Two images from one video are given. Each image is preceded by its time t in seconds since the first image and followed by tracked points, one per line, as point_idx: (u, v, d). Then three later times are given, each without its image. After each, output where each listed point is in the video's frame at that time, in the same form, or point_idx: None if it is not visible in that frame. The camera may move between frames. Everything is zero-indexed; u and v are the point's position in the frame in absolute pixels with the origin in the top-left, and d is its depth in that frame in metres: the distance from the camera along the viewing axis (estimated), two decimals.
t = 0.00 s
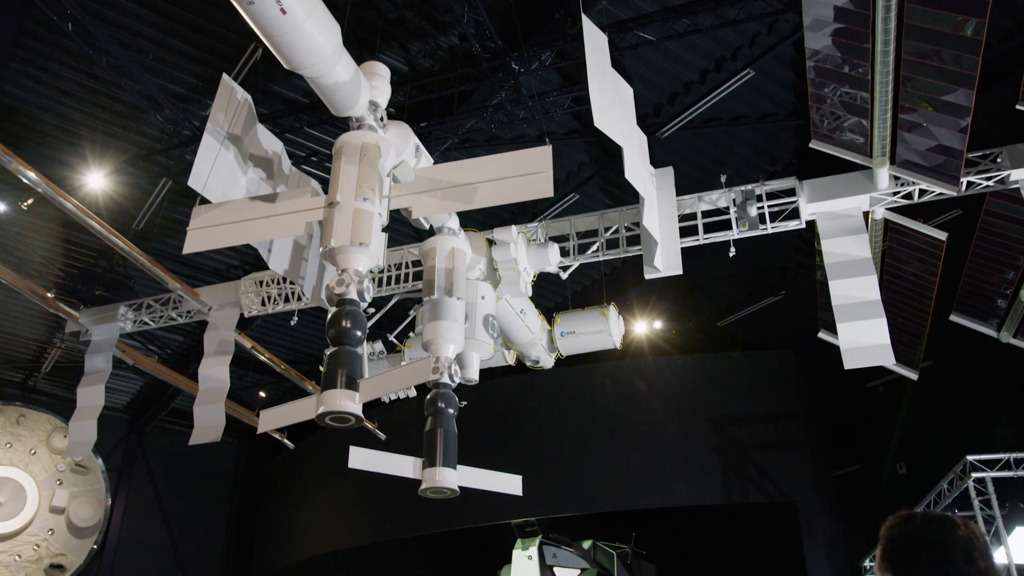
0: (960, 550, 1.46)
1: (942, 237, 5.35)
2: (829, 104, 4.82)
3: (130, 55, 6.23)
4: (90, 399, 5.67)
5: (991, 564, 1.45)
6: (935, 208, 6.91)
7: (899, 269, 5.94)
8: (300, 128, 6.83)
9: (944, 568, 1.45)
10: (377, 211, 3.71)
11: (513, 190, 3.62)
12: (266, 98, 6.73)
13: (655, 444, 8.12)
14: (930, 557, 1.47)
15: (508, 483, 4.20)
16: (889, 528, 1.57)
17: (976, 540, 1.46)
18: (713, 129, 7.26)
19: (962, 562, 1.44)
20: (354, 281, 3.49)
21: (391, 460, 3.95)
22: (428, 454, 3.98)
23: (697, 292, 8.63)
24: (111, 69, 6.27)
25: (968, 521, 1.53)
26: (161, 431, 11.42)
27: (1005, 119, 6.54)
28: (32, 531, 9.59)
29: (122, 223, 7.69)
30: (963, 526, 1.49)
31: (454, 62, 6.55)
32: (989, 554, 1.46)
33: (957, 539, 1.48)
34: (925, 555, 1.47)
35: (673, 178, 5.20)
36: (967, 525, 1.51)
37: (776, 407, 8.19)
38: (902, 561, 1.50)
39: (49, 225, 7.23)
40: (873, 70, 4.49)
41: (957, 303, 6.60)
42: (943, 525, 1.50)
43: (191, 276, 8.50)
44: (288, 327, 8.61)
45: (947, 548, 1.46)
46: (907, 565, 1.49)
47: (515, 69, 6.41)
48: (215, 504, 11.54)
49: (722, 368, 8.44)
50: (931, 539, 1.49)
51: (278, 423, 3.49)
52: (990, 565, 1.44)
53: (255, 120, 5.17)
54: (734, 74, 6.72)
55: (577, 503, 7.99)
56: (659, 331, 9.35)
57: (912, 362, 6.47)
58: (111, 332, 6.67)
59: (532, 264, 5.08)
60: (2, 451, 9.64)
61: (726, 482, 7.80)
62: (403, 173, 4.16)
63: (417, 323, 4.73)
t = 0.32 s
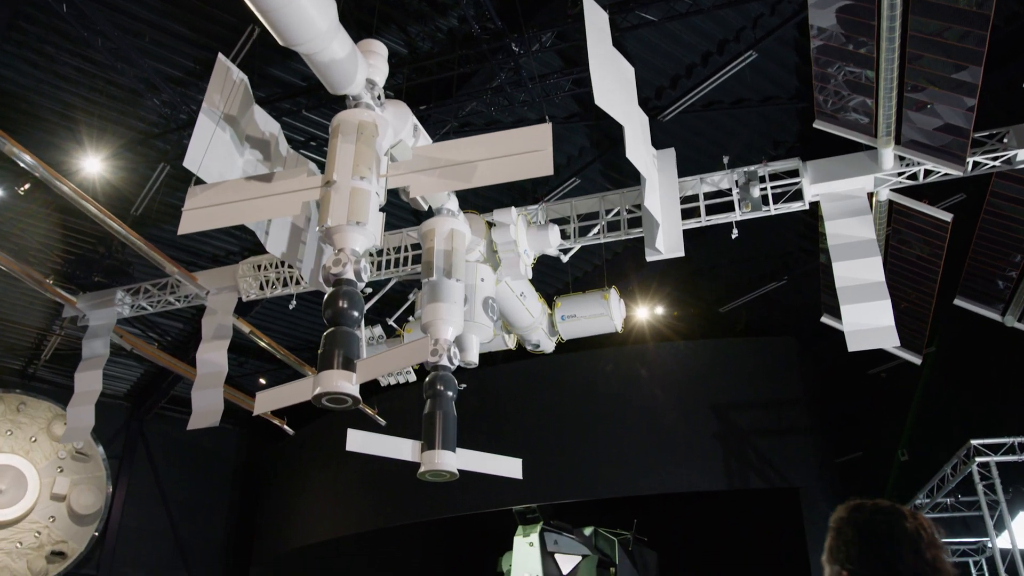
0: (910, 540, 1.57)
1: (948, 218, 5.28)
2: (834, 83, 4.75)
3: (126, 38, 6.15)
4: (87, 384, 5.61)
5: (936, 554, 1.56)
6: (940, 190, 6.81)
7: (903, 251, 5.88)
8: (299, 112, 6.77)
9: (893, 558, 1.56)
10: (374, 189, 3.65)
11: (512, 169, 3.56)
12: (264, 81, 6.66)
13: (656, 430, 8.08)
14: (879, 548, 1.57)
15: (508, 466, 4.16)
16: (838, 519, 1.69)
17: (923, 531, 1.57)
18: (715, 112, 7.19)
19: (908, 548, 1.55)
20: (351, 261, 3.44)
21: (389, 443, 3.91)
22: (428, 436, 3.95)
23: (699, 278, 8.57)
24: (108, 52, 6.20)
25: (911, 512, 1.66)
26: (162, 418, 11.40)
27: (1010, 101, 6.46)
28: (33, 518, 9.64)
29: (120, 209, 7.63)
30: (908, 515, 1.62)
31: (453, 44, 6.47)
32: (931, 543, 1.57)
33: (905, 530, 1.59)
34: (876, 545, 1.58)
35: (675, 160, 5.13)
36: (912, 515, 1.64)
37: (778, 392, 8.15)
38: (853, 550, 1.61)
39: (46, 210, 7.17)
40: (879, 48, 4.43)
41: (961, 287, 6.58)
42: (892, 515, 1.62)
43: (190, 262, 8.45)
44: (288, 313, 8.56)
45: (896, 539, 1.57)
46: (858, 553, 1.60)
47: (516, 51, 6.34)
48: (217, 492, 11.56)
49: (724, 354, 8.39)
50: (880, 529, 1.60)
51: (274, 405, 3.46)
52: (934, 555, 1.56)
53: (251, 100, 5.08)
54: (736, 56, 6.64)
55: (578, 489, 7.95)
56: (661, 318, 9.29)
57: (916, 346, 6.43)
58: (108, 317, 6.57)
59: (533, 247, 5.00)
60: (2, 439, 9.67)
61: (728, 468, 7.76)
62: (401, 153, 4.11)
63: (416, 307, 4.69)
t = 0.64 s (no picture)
0: (847, 527, 1.51)
1: (953, 195, 5.21)
2: (838, 59, 4.68)
3: (122, 17, 6.05)
4: (85, 365, 5.56)
5: (870, 541, 1.50)
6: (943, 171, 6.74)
7: (907, 230, 5.82)
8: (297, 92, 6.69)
9: (827, 547, 1.50)
10: (371, 164, 3.60)
11: (510, 143, 3.50)
12: (261, 61, 6.57)
13: (658, 412, 8.04)
14: (814, 535, 1.52)
15: (507, 446, 4.13)
16: (775, 507, 1.64)
17: (859, 517, 1.52)
18: (717, 92, 7.11)
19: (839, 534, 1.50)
20: (347, 237, 3.38)
21: (387, 421, 3.88)
22: (426, 414, 3.92)
23: (701, 260, 8.49)
24: (104, 31, 6.10)
25: (848, 498, 1.61)
26: (163, 402, 11.39)
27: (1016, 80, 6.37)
28: (34, 502, 9.61)
29: (117, 191, 7.56)
30: (844, 501, 1.56)
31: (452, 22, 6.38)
32: (868, 528, 1.52)
33: (840, 517, 1.54)
34: (811, 533, 1.52)
35: (677, 137, 5.06)
36: (849, 501, 1.59)
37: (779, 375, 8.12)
38: (789, 538, 1.55)
39: (41, 193, 7.08)
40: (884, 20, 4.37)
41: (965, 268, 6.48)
42: (828, 502, 1.56)
43: (189, 245, 8.39)
44: (288, 296, 8.51)
45: (831, 526, 1.52)
46: (791, 541, 1.55)
47: (515, 29, 6.26)
48: (218, 476, 11.57)
49: (726, 336, 8.35)
50: (815, 516, 1.54)
51: (270, 382, 3.40)
52: (870, 542, 1.50)
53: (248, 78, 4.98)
54: (738, 35, 6.56)
55: (579, 473, 7.93)
56: (663, 300, 9.24)
57: (920, 327, 6.38)
58: (106, 298, 6.49)
59: (532, 225, 4.94)
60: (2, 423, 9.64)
61: (728, 452, 7.72)
62: (398, 128, 4.04)
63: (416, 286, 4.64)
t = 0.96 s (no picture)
0: (773, 485, 1.59)
1: (963, 166, 5.13)
2: (847, 27, 4.59)
3: None
4: (84, 344, 5.52)
5: (794, 495, 1.59)
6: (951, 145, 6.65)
7: (916, 203, 5.74)
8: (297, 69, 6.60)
9: (753, 505, 1.58)
10: (370, 133, 3.53)
11: (512, 111, 3.43)
12: (260, 36, 6.47)
13: (663, 391, 7.99)
14: (742, 494, 1.59)
15: (509, 420, 4.10)
16: (704, 463, 1.71)
17: (782, 473, 1.60)
18: (722, 67, 7.00)
19: (764, 494, 1.58)
20: (346, 207, 3.33)
21: (388, 396, 3.84)
22: (428, 388, 3.88)
23: (707, 239, 8.39)
24: (100, 6, 5.99)
25: (775, 450, 1.69)
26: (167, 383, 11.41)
27: None
28: (39, 483, 9.61)
29: (118, 170, 7.48)
30: (772, 459, 1.64)
31: None
32: (793, 483, 1.60)
33: (765, 473, 1.61)
34: (739, 493, 1.59)
35: (681, 109, 4.98)
36: (775, 455, 1.67)
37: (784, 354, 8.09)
38: (718, 496, 1.63)
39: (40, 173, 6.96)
40: None
41: (974, 243, 6.41)
42: (754, 459, 1.64)
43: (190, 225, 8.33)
44: (290, 275, 8.46)
45: (758, 484, 1.59)
46: (718, 498, 1.63)
47: (517, 2, 6.16)
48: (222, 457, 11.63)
49: (731, 314, 8.29)
50: (741, 474, 1.62)
51: (269, 355, 3.36)
52: (793, 496, 1.58)
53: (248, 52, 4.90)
54: (744, 7, 6.44)
55: (584, 452, 7.89)
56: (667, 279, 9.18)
57: (928, 303, 6.29)
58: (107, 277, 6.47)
59: (535, 198, 4.87)
60: (7, 405, 9.64)
61: (734, 431, 7.68)
62: (398, 98, 3.98)
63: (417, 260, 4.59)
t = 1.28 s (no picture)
0: (713, 448, 1.59)
1: (977, 136, 5.02)
2: None
3: None
4: (89, 322, 5.51)
5: (736, 457, 1.59)
6: (964, 117, 6.54)
7: (928, 174, 5.65)
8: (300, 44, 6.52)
9: (694, 469, 1.58)
10: (371, 102, 3.47)
11: (515, 77, 3.36)
12: (261, 11, 6.37)
13: (671, 368, 7.93)
14: (684, 460, 1.59)
15: (515, 394, 4.06)
16: (652, 432, 1.72)
17: (722, 435, 1.59)
18: (731, 39, 6.87)
19: (704, 455, 1.58)
20: (347, 176, 3.29)
21: (392, 369, 3.81)
22: (432, 362, 3.85)
23: (715, 216, 8.28)
24: None
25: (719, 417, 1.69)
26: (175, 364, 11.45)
27: None
28: (50, 463, 9.73)
29: (121, 149, 7.43)
30: (713, 422, 1.64)
31: None
32: (735, 444, 1.61)
33: (706, 437, 1.61)
34: (680, 458, 1.60)
35: (689, 79, 4.89)
36: (719, 420, 1.67)
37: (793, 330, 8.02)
38: (661, 461, 1.63)
39: (43, 152, 6.89)
40: None
41: (987, 216, 6.32)
42: (696, 424, 1.64)
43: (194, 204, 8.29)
44: (296, 254, 8.42)
45: (699, 448, 1.59)
46: (661, 465, 1.63)
47: None
48: (231, 437, 11.66)
49: (740, 291, 8.21)
50: (684, 440, 1.62)
51: (271, 326, 3.33)
52: (735, 459, 1.58)
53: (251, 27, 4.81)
54: None
55: (591, 429, 7.87)
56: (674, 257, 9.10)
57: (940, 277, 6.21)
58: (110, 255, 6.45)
59: (540, 170, 4.80)
60: (17, 386, 9.73)
61: (743, 408, 7.62)
62: (399, 67, 3.91)
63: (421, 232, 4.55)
